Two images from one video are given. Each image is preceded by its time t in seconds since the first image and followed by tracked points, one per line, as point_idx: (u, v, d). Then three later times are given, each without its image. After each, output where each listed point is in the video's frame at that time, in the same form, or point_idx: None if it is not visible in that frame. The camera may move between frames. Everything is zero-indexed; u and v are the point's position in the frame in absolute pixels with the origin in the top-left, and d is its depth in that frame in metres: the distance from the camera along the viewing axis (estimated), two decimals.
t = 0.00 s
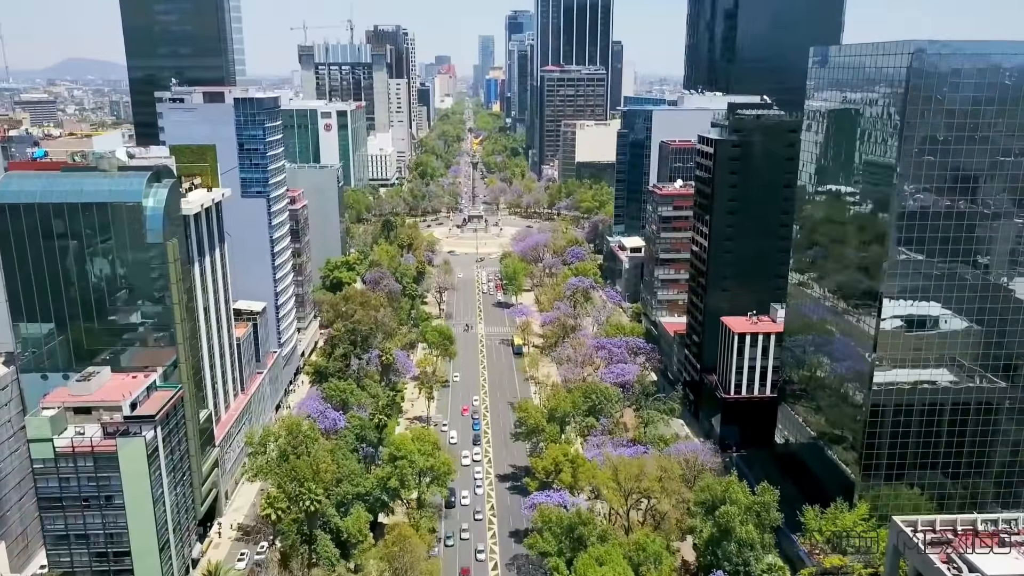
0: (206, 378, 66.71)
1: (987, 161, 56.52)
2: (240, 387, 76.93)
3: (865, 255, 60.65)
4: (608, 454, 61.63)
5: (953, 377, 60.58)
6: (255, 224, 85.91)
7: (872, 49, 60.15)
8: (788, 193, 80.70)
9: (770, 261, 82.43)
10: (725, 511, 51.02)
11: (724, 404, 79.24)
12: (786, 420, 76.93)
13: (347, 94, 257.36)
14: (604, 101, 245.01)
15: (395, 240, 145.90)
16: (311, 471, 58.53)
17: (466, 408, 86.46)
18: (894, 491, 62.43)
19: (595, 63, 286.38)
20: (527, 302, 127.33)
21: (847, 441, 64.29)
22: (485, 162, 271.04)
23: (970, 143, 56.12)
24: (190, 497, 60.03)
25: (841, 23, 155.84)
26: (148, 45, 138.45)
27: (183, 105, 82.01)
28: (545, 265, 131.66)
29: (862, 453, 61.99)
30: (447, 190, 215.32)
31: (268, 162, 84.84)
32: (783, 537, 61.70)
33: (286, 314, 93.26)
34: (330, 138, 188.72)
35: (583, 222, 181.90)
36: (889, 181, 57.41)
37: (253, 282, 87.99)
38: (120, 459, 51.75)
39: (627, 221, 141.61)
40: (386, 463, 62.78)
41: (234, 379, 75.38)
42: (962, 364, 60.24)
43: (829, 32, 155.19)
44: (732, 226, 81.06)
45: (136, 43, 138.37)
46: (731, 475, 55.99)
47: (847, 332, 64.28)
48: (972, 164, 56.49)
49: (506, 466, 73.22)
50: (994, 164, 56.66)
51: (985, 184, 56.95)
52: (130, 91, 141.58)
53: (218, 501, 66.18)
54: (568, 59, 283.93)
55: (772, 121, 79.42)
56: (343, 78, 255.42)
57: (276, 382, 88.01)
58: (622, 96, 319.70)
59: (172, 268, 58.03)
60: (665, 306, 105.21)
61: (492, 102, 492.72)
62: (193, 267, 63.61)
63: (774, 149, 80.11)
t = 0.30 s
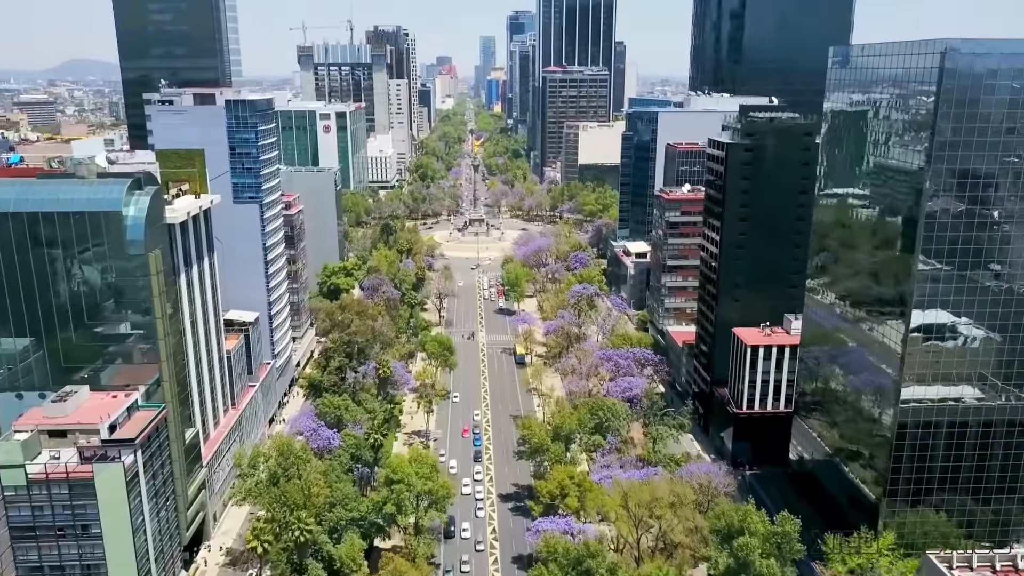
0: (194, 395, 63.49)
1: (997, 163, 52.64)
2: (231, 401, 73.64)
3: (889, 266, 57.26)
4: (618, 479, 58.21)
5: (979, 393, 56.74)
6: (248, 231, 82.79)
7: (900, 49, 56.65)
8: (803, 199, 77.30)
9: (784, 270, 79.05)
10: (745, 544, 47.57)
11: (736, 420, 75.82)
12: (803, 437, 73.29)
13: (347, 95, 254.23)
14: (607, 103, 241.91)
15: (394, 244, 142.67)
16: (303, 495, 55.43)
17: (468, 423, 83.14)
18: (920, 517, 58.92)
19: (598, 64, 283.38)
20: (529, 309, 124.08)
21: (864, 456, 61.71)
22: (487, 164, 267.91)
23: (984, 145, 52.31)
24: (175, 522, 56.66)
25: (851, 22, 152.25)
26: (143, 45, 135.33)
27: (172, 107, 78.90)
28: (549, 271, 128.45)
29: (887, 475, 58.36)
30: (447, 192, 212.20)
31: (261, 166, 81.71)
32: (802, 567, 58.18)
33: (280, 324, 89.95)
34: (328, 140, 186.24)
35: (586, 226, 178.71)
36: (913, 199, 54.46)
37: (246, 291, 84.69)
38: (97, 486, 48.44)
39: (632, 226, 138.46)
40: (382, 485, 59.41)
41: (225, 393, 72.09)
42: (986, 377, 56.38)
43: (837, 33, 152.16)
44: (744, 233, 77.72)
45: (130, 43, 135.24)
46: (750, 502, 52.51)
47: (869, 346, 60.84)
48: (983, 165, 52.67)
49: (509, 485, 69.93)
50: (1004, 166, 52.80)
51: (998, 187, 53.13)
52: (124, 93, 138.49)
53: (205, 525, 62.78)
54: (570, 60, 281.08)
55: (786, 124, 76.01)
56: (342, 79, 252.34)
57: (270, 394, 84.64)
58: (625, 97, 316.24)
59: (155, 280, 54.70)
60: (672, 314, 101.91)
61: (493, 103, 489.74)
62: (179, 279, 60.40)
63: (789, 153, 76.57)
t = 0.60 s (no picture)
0: (178, 413, 60.31)
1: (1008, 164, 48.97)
2: (220, 417, 70.47)
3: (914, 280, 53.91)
4: (627, 506, 54.84)
5: (1009, 414, 53.18)
6: (238, 238, 79.48)
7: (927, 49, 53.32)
8: (817, 206, 74.00)
9: (798, 280, 75.58)
10: None
11: (748, 437, 72.54)
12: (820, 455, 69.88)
13: (346, 96, 250.85)
14: (609, 104, 238.76)
15: (393, 249, 139.43)
16: (293, 523, 52.31)
17: (468, 438, 79.89)
18: (945, 546, 55.42)
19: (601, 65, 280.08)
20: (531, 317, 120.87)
21: (882, 474, 59.22)
22: (487, 166, 264.77)
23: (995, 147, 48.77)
24: (156, 552, 53.18)
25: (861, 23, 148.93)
26: (136, 46, 132.11)
27: (160, 109, 75.72)
28: (551, 277, 125.24)
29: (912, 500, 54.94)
30: (448, 195, 208.91)
31: (253, 171, 78.60)
32: None
33: (274, 334, 86.71)
34: (326, 142, 185.41)
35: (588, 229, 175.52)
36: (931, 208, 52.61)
37: (236, 300, 81.38)
38: (69, 516, 45.04)
39: (636, 231, 135.17)
40: (376, 510, 56.14)
41: (213, 410, 68.75)
42: (1019, 397, 52.90)
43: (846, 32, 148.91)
44: (757, 241, 74.28)
45: (122, 44, 132.04)
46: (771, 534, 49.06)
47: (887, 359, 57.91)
48: (993, 167, 49.05)
49: (510, 506, 66.60)
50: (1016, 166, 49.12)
51: (1011, 187, 49.41)
52: (117, 94, 135.29)
53: (190, 551, 59.36)
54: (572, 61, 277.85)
55: (801, 127, 72.61)
56: (341, 80, 248.69)
57: (262, 408, 81.36)
58: (628, 99, 312.80)
59: (134, 293, 51.24)
60: (679, 323, 98.82)
61: (494, 104, 486.63)
62: (162, 290, 57.13)
63: (804, 157, 73.08)
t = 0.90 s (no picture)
0: (160, 434, 57.03)
1: None
2: (208, 435, 67.33)
3: (941, 297, 50.18)
4: (637, 536, 51.59)
5: None
6: (229, 246, 76.20)
7: (959, 49, 50.01)
8: (833, 214, 70.63)
9: (813, 291, 72.20)
10: None
11: (762, 455, 69.16)
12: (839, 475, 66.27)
13: (345, 97, 247.58)
14: (611, 105, 235.76)
15: (391, 255, 136.23)
16: (279, 555, 48.98)
17: (468, 455, 76.61)
18: None
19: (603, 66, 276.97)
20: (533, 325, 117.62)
21: (901, 494, 56.33)
22: (488, 169, 261.65)
23: None
24: None
25: (869, 23, 145.67)
26: (128, 47, 128.93)
27: (146, 112, 72.44)
28: (554, 284, 122.01)
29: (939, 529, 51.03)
30: (448, 199, 205.67)
31: (244, 176, 75.40)
32: None
33: (266, 346, 83.44)
34: (324, 144, 184.98)
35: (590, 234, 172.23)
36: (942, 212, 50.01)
37: (227, 310, 78.12)
38: (38, 553, 41.76)
39: (641, 236, 131.88)
40: (369, 538, 52.89)
41: (200, 428, 65.45)
42: None
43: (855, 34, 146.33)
44: (770, 250, 70.95)
45: (114, 45, 128.89)
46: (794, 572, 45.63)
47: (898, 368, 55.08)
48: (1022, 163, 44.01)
49: (512, 528, 63.26)
50: None
51: None
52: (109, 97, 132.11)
53: None
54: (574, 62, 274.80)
55: (817, 130, 69.28)
56: (340, 81, 244.48)
57: (253, 423, 78.01)
58: (630, 100, 309.49)
59: (111, 310, 47.83)
60: (687, 333, 95.65)
61: (495, 106, 483.77)
62: (143, 304, 53.98)
63: (820, 162, 69.72)
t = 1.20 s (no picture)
0: (142, 457, 53.78)
1: None
2: (194, 455, 64.13)
3: (956, 306, 49.34)
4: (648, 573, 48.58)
5: None
6: (218, 254, 73.02)
7: (1002, 51, 46.58)
8: (851, 222, 67.28)
9: (831, 302, 68.79)
10: None
11: (777, 476, 65.72)
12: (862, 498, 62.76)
13: (345, 98, 244.43)
14: (614, 107, 232.18)
15: (390, 260, 132.98)
16: None
17: (468, 474, 73.31)
18: None
19: (606, 67, 273.29)
20: (535, 333, 114.44)
21: (923, 515, 54.10)
22: (489, 171, 258.18)
23: None
24: None
25: (880, 22, 142.23)
26: (119, 47, 125.59)
27: (131, 115, 69.39)
28: (557, 291, 118.69)
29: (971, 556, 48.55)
30: (449, 201, 202.21)
31: (234, 181, 72.11)
32: None
33: (258, 358, 80.19)
34: (323, 146, 181.30)
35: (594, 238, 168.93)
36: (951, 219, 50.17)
37: (216, 321, 74.87)
38: None
39: (646, 241, 128.45)
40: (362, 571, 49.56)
41: (185, 448, 62.15)
42: None
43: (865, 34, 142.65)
44: (785, 260, 67.63)
45: (107, 45, 125.89)
46: None
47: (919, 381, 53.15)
48: None
49: (514, 553, 60.03)
50: None
51: None
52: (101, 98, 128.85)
53: None
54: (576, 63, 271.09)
55: (835, 134, 65.89)
56: (339, 83, 242.09)
57: (244, 439, 74.83)
58: (632, 101, 306.02)
59: (83, 329, 44.43)
60: (695, 343, 92.45)
61: (496, 107, 479.97)
62: (122, 320, 50.88)
63: (838, 168, 66.28)
